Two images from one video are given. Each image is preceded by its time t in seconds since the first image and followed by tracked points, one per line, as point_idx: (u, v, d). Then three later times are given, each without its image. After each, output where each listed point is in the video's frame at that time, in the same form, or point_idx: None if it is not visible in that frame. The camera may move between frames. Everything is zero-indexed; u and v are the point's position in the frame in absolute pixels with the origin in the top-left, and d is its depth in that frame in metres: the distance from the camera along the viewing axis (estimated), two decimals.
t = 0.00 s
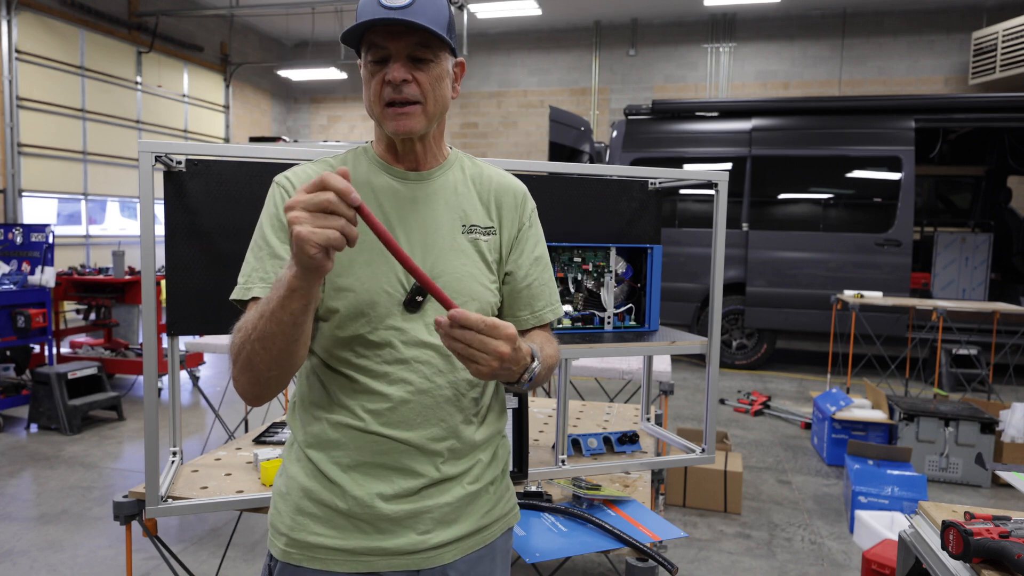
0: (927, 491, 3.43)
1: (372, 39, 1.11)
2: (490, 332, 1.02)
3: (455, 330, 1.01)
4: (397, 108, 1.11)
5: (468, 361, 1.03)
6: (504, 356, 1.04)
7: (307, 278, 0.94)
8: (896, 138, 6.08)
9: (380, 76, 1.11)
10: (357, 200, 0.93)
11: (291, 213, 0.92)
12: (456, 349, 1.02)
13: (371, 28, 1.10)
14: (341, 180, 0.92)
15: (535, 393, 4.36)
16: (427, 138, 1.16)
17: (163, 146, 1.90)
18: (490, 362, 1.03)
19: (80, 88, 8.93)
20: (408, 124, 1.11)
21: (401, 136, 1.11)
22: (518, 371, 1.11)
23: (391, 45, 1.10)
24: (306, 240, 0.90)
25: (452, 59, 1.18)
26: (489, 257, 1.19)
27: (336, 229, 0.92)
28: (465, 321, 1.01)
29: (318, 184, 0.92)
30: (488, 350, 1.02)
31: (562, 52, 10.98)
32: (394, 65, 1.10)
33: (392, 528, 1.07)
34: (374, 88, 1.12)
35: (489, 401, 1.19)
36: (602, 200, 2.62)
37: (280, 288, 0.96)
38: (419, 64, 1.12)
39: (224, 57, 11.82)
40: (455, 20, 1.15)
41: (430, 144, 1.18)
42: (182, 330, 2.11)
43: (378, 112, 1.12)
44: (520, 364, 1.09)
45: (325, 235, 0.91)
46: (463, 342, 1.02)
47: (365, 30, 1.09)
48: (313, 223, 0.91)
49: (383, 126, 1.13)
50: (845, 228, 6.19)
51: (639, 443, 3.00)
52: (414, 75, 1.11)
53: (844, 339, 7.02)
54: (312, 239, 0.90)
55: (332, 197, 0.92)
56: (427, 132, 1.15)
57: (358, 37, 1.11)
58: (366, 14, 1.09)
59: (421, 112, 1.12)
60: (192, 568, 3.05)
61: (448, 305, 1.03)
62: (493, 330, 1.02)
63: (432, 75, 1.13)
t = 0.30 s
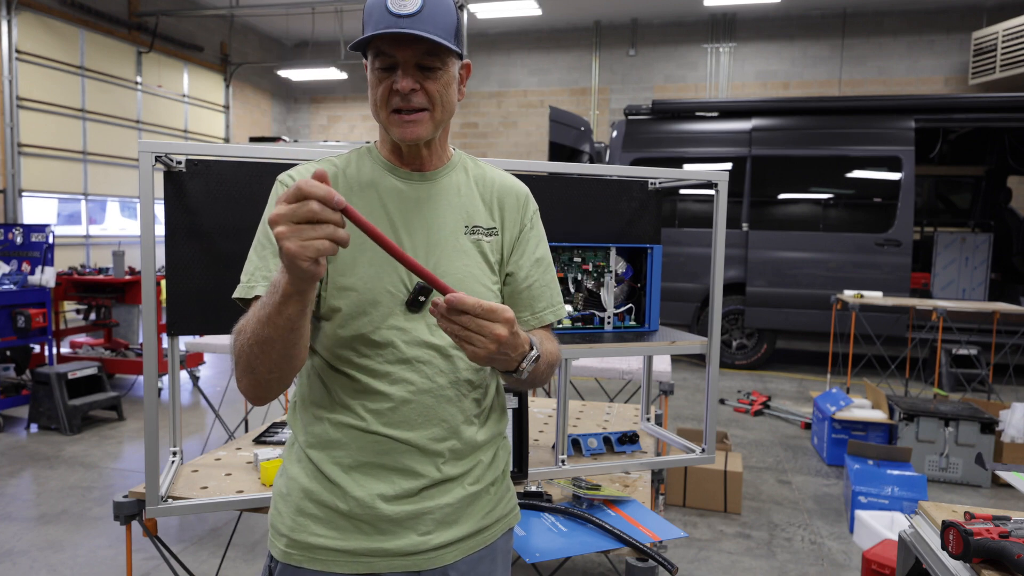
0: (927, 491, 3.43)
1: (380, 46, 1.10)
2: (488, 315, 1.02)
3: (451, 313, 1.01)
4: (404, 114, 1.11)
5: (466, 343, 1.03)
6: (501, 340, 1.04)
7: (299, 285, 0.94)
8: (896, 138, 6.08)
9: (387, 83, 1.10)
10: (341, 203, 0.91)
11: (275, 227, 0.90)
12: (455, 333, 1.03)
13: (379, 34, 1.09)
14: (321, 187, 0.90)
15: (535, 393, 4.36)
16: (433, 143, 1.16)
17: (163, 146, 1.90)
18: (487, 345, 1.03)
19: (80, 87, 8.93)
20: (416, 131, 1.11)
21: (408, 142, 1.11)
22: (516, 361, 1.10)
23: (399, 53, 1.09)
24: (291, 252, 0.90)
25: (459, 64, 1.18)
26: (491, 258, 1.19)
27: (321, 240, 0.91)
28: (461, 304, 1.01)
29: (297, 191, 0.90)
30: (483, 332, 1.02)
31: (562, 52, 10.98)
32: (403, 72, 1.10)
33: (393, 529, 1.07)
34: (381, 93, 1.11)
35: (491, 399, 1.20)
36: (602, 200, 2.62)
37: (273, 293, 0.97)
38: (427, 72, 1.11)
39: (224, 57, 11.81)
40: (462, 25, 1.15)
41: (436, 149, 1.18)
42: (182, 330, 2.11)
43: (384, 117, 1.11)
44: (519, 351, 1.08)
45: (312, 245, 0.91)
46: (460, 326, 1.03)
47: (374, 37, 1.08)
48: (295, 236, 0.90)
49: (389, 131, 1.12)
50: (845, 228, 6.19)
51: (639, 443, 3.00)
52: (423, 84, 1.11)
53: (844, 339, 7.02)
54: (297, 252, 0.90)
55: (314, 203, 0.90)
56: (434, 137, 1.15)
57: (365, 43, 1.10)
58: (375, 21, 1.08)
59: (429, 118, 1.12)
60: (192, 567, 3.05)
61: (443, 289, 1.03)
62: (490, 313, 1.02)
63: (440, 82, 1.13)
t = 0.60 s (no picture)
0: (927, 491, 3.43)
1: (378, 44, 1.10)
2: (518, 304, 1.02)
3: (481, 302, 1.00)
4: (402, 111, 1.11)
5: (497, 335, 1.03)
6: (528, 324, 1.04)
7: (299, 307, 0.95)
8: (896, 138, 6.08)
9: (385, 81, 1.10)
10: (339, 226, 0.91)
11: (273, 255, 0.91)
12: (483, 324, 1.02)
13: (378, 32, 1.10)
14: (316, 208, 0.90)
15: (535, 393, 4.36)
16: (432, 141, 1.16)
17: (163, 146, 1.90)
18: (516, 332, 1.03)
19: (80, 87, 8.93)
20: (413, 127, 1.11)
21: (404, 139, 1.11)
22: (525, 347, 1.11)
23: (397, 51, 1.10)
24: (290, 278, 0.91)
25: (458, 61, 1.17)
26: (492, 258, 1.19)
27: (318, 263, 0.92)
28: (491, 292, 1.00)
29: (292, 215, 0.90)
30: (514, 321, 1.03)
31: (562, 52, 10.98)
32: (401, 70, 1.10)
33: (394, 530, 1.07)
34: (378, 92, 1.11)
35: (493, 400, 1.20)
36: (602, 200, 2.62)
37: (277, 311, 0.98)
38: (424, 70, 1.11)
39: (224, 57, 11.81)
40: (460, 23, 1.15)
41: (436, 147, 1.17)
42: (182, 330, 2.11)
43: (381, 115, 1.11)
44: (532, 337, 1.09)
45: (309, 270, 0.92)
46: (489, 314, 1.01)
47: (371, 35, 1.08)
48: (294, 262, 0.91)
49: (387, 129, 1.12)
50: (845, 228, 6.19)
51: (640, 443, 3.00)
52: (419, 81, 1.10)
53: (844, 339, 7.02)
54: (296, 279, 0.91)
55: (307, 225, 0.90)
56: (432, 134, 1.14)
57: (363, 40, 1.10)
58: (373, 21, 1.08)
59: (425, 115, 1.11)
60: (192, 568, 3.05)
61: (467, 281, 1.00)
62: (519, 301, 1.02)
63: (438, 80, 1.12)
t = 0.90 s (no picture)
0: (927, 491, 3.43)
1: (375, 42, 1.10)
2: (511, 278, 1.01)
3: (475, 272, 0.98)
4: (401, 109, 1.11)
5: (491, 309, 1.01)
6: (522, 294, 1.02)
7: (307, 309, 0.95)
8: (896, 138, 6.08)
9: (383, 78, 1.10)
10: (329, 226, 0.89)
11: (272, 270, 0.90)
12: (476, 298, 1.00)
13: (375, 30, 1.09)
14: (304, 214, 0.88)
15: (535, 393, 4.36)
16: (430, 139, 1.16)
17: (163, 146, 1.90)
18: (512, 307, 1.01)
19: (80, 87, 8.93)
20: (411, 124, 1.10)
21: (403, 137, 1.10)
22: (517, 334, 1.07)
23: (394, 48, 1.10)
24: (296, 287, 0.90)
25: (456, 60, 1.17)
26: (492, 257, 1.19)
27: (317, 265, 0.91)
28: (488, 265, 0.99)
29: (281, 226, 0.88)
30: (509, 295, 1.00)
31: (562, 52, 10.98)
32: (398, 67, 1.10)
33: (394, 530, 1.07)
34: (377, 89, 1.11)
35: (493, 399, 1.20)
36: (602, 200, 2.62)
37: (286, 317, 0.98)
38: (422, 66, 1.11)
39: (224, 57, 11.81)
40: (457, 21, 1.15)
41: (433, 145, 1.17)
42: (182, 330, 2.11)
43: (380, 113, 1.11)
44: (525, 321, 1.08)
45: (311, 274, 0.91)
46: (484, 287, 0.99)
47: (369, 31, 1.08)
48: (294, 269, 0.90)
49: (386, 127, 1.12)
50: (845, 228, 6.19)
51: (639, 443, 3.00)
52: (417, 77, 1.10)
53: (844, 339, 7.02)
54: (303, 286, 0.91)
55: (301, 232, 0.89)
56: (430, 132, 1.14)
57: (361, 37, 1.10)
58: (371, 19, 1.08)
59: (424, 113, 1.11)
60: (192, 568, 3.05)
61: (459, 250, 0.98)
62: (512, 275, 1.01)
63: (435, 76, 1.12)
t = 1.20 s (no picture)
0: (927, 490, 3.43)
1: (376, 42, 1.10)
2: (523, 271, 1.00)
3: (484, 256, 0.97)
4: (401, 109, 1.10)
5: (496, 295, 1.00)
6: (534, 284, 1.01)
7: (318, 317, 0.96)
8: (897, 138, 6.07)
9: (384, 78, 1.09)
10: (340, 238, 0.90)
11: (286, 286, 0.90)
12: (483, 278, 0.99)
13: (375, 31, 1.09)
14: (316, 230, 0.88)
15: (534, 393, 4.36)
16: (429, 140, 1.15)
17: (163, 146, 1.89)
18: (515, 296, 1.01)
19: (80, 87, 8.93)
20: (412, 125, 1.09)
21: (404, 138, 1.09)
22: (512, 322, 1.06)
23: (395, 48, 1.09)
24: (317, 300, 0.92)
25: (455, 61, 1.17)
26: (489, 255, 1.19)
27: (330, 275, 0.92)
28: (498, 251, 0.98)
29: (293, 242, 0.88)
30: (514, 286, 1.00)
31: (562, 52, 10.97)
32: (399, 67, 1.09)
33: (395, 529, 1.06)
34: (378, 90, 1.10)
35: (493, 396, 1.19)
36: (602, 200, 2.62)
37: (293, 325, 0.97)
38: (423, 67, 1.10)
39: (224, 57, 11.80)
40: (457, 21, 1.15)
41: (432, 146, 1.16)
42: (182, 330, 2.11)
43: (381, 113, 1.10)
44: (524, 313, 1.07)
45: (326, 285, 0.92)
46: (493, 270, 0.99)
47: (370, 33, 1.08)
48: (310, 284, 0.91)
49: (387, 127, 1.11)
50: (845, 228, 6.19)
51: (640, 443, 2.99)
52: (419, 77, 1.09)
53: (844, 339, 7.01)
54: (324, 297, 0.92)
55: (313, 246, 0.89)
56: (430, 133, 1.13)
57: (361, 38, 1.09)
58: (371, 19, 1.08)
59: (425, 113, 1.10)
60: (191, 568, 3.05)
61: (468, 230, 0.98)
62: (527, 269, 1.00)
63: (436, 77, 1.11)
